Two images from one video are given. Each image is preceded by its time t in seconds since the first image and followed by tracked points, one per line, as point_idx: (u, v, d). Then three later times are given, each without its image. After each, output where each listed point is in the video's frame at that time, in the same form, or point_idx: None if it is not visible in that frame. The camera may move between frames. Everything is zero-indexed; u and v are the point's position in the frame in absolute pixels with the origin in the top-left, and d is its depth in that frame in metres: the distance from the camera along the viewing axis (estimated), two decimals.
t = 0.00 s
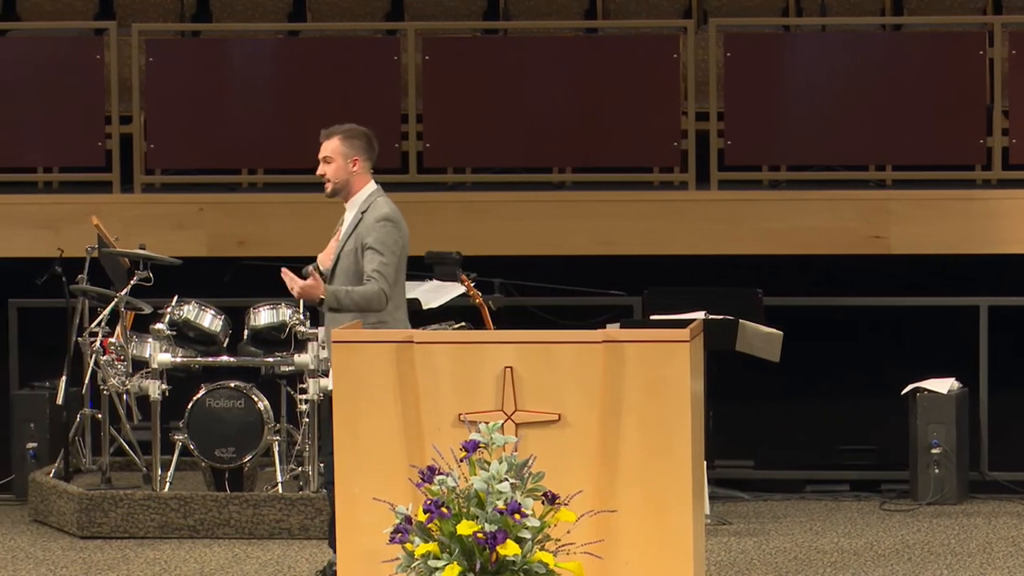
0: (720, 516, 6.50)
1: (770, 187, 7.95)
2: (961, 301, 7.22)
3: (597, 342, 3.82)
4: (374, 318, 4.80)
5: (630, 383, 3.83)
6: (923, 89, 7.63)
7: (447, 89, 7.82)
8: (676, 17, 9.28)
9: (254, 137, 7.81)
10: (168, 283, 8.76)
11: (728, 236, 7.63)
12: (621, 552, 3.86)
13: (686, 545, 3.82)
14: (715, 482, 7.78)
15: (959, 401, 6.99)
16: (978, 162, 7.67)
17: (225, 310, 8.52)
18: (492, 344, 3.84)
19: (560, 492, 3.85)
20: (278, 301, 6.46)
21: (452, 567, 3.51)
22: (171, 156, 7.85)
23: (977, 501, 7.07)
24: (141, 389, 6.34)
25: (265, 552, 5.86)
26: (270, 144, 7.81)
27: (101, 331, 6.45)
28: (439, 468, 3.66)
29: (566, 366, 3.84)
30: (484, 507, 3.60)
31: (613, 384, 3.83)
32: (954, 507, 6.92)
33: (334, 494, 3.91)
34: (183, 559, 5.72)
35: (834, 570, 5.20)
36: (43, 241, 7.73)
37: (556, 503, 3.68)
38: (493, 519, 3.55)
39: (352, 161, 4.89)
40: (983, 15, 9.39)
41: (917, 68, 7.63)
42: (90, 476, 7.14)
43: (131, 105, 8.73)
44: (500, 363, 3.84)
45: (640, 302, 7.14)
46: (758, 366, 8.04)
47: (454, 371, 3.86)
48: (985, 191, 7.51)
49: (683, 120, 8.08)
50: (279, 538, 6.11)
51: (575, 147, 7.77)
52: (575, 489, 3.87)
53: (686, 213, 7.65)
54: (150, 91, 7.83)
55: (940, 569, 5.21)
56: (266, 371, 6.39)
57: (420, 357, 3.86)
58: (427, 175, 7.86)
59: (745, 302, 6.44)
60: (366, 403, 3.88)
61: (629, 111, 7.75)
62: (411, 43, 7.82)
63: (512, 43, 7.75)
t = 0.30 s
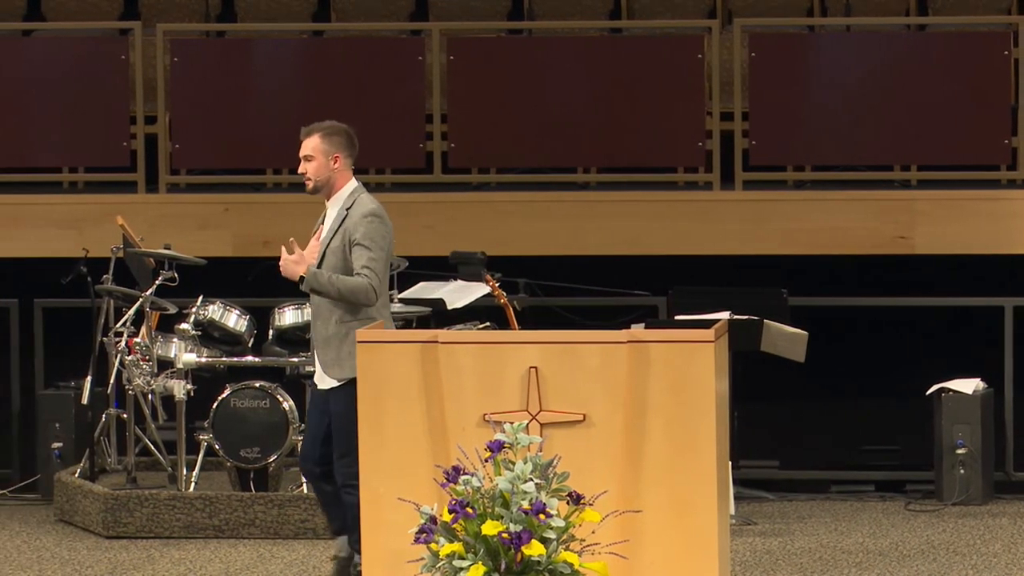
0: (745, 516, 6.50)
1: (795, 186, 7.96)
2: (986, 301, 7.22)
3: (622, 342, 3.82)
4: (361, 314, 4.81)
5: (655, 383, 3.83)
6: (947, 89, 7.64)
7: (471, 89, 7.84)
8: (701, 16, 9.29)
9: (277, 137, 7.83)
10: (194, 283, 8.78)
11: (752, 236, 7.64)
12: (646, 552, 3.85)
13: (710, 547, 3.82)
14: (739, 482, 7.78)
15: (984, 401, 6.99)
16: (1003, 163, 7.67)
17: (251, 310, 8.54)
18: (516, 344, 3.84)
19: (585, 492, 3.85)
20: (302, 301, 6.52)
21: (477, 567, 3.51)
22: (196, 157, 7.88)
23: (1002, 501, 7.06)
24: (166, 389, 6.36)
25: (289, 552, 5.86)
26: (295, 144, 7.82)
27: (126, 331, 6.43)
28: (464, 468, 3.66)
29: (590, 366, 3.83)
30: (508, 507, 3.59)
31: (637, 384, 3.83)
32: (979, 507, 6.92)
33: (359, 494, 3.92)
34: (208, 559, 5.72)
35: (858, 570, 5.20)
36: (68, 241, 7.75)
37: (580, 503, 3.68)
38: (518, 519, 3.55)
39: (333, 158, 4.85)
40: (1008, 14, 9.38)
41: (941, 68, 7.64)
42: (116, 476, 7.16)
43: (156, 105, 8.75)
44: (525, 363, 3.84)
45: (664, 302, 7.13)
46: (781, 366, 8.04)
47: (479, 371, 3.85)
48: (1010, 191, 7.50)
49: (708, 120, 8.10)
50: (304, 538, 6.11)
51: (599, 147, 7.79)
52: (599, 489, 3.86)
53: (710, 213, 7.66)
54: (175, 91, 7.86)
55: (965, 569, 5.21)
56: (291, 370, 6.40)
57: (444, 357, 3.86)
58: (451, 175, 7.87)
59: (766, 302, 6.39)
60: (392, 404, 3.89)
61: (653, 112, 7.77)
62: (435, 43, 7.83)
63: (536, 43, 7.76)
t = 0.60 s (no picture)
0: (780, 517, 6.51)
1: (830, 187, 7.97)
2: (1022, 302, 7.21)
3: (656, 343, 3.82)
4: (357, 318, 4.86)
5: (691, 383, 3.82)
6: (981, 89, 7.65)
7: (505, 89, 7.85)
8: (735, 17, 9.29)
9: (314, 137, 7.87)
10: (230, 283, 8.83)
11: (785, 236, 7.65)
12: (681, 553, 3.84)
13: (744, 548, 3.81)
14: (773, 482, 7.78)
15: (1020, 402, 6.97)
16: None
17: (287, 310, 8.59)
18: (551, 344, 3.83)
19: (619, 492, 3.85)
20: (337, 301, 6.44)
21: (512, 567, 3.51)
22: (230, 158, 7.89)
23: None
24: (201, 388, 6.39)
25: (325, 552, 5.96)
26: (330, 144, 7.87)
27: (162, 331, 6.50)
28: (499, 468, 3.65)
29: (624, 367, 3.83)
30: (543, 507, 3.59)
31: (672, 384, 3.83)
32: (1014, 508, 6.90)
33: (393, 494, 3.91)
34: (244, 559, 5.73)
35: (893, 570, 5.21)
36: (103, 240, 7.76)
37: (615, 503, 3.67)
38: (553, 520, 3.54)
39: (322, 162, 4.90)
40: None
41: (976, 69, 7.64)
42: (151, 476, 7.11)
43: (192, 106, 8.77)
44: (560, 364, 3.83)
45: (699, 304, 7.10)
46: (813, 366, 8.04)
47: (514, 372, 3.85)
48: None
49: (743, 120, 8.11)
50: (339, 538, 6.19)
51: (634, 146, 7.80)
52: (634, 490, 3.85)
53: (745, 213, 7.66)
54: (209, 91, 7.87)
55: (1001, 569, 5.21)
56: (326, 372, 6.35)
57: (479, 357, 3.86)
58: (486, 175, 7.88)
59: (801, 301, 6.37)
60: (427, 404, 3.89)
61: (687, 112, 7.78)
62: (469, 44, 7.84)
63: (570, 43, 7.78)
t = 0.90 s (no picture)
0: (811, 516, 6.50)
1: (861, 187, 7.97)
2: None
3: (686, 343, 3.81)
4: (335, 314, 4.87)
5: (722, 383, 3.82)
6: (1012, 89, 7.64)
7: (536, 89, 7.85)
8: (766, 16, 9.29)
9: (348, 138, 7.90)
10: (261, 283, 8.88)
11: (816, 237, 7.65)
12: (711, 553, 3.83)
13: (774, 547, 3.79)
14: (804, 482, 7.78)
15: None
16: None
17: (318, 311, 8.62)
18: (581, 344, 3.83)
19: (649, 492, 3.84)
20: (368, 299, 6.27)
21: (543, 566, 3.49)
22: (261, 158, 7.89)
23: None
24: (232, 388, 6.40)
25: (356, 552, 5.95)
26: (361, 144, 7.90)
27: (193, 331, 6.49)
28: (529, 467, 3.65)
29: (655, 367, 3.82)
30: (574, 506, 3.58)
31: (702, 384, 3.82)
32: None
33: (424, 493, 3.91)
34: (274, 558, 5.74)
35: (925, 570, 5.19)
36: (134, 240, 7.78)
37: (646, 502, 3.65)
38: (583, 519, 3.54)
39: (305, 157, 4.90)
40: None
41: (1007, 69, 7.64)
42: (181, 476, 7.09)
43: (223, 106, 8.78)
44: (590, 363, 3.82)
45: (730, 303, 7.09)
46: (845, 367, 8.02)
47: (545, 372, 3.84)
48: None
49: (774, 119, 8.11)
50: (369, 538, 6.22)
51: (665, 146, 7.82)
52: (664, 489, 3.84)
53: (776, 213, 7.65)
54: (241, 91, 7.89)
55: None
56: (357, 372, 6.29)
57: (511, 357, 3.85)
58: (516, 175, 7.89)
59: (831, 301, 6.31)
60: (457, 404, 3.88)
61: (718, 112, 7.79)
62: (501, 44, 7.87)
63: (601, 42, 7.79)
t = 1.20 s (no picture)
0: (839, 516, 6.52)
1: (890, 187, 7.98)
2: None
3: (715, 343, 3.75)
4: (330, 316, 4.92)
5: (752, 384, 3.75)
6: None
7: (565, 89, 7.88)
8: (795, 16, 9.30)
9: (378, 136, 7.91)
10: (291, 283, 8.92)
11: (845, 236, 7.65)
12: (742, 553, 3.76)
13: (804, 547, 3.73)
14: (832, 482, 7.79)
15: None
16: None
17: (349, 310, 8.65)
18: (609, 344, 3.78)
19: (678, 492, 3.78)
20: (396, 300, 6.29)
21: (571, 567, 3.46)
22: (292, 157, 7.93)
23: None
24: (261, 387, 6.40)
25: (383, 552, 5.99)
26: (390, 144, 7.92)
27: (222, 331, 6.48)
28: (558, 468, 3.61)
29: (684, 367, 3.77)
30: (602, 507, 3.55)
31: (732, 384, 3.75)
32: None
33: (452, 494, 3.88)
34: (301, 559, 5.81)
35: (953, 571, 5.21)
36: (163, 240, 7.80)
37: (675, 502, 3.61)
38: (612, 519, 3.51)
39: (292, 161, 4.97)
40: None
41: None
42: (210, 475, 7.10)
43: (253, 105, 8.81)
44: (619, 363, 3.77)
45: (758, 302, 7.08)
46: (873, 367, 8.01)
47: (573, 372, 3.80)
48: None
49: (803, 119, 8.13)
50: (398, 538, 6.25)
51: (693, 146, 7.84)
52: (693, 489, 3.79)
53: (805, 212, 7.66)
54: (270, 90, 7.93)
55: None
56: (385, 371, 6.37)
57: (540, 358, 3.81)
58: (545, 174, 7.92)
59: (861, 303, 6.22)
60: (486, 404, 3.85)
61: (747, 111, 7.79)
62: (529, 43, 7.89)
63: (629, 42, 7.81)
